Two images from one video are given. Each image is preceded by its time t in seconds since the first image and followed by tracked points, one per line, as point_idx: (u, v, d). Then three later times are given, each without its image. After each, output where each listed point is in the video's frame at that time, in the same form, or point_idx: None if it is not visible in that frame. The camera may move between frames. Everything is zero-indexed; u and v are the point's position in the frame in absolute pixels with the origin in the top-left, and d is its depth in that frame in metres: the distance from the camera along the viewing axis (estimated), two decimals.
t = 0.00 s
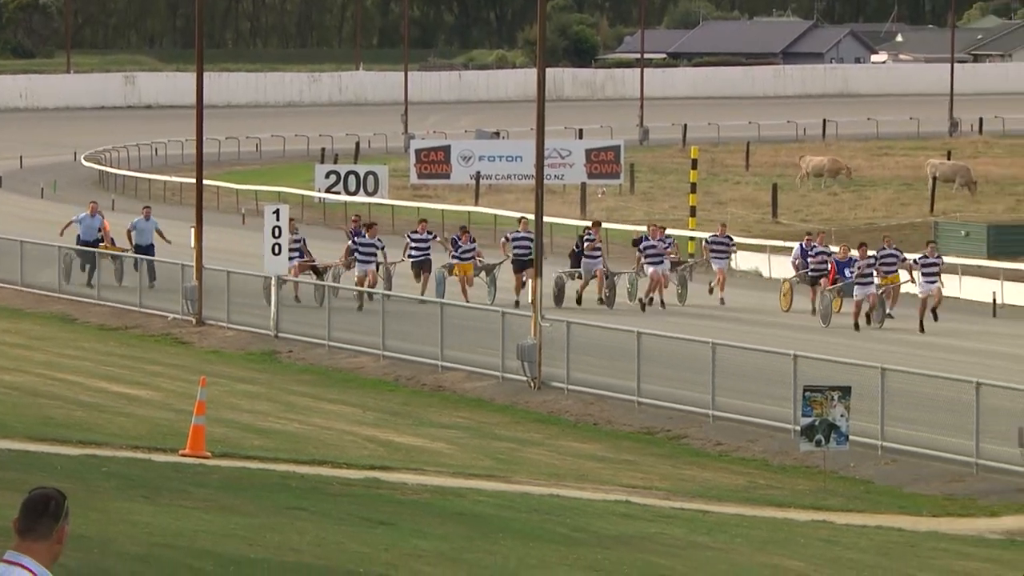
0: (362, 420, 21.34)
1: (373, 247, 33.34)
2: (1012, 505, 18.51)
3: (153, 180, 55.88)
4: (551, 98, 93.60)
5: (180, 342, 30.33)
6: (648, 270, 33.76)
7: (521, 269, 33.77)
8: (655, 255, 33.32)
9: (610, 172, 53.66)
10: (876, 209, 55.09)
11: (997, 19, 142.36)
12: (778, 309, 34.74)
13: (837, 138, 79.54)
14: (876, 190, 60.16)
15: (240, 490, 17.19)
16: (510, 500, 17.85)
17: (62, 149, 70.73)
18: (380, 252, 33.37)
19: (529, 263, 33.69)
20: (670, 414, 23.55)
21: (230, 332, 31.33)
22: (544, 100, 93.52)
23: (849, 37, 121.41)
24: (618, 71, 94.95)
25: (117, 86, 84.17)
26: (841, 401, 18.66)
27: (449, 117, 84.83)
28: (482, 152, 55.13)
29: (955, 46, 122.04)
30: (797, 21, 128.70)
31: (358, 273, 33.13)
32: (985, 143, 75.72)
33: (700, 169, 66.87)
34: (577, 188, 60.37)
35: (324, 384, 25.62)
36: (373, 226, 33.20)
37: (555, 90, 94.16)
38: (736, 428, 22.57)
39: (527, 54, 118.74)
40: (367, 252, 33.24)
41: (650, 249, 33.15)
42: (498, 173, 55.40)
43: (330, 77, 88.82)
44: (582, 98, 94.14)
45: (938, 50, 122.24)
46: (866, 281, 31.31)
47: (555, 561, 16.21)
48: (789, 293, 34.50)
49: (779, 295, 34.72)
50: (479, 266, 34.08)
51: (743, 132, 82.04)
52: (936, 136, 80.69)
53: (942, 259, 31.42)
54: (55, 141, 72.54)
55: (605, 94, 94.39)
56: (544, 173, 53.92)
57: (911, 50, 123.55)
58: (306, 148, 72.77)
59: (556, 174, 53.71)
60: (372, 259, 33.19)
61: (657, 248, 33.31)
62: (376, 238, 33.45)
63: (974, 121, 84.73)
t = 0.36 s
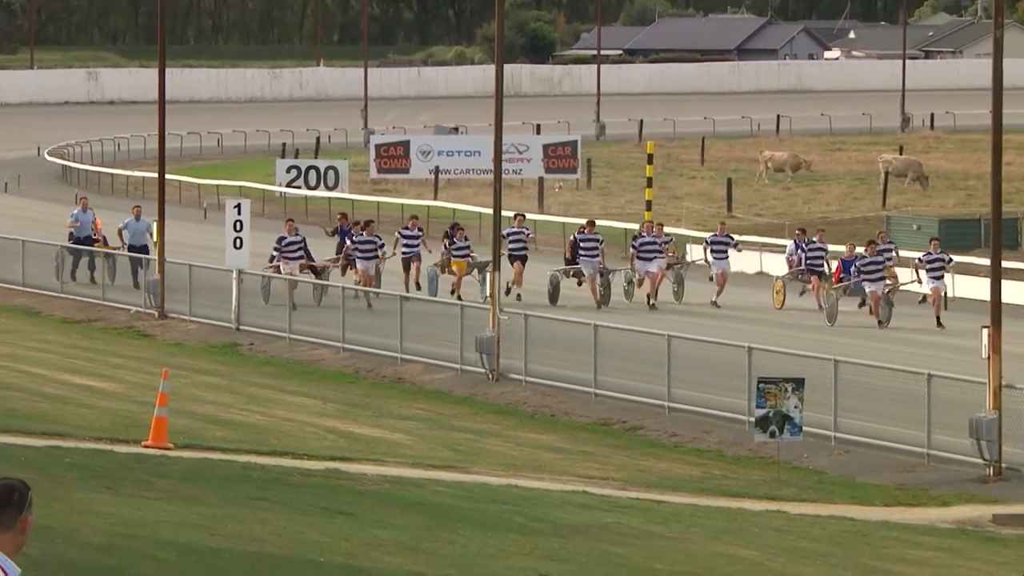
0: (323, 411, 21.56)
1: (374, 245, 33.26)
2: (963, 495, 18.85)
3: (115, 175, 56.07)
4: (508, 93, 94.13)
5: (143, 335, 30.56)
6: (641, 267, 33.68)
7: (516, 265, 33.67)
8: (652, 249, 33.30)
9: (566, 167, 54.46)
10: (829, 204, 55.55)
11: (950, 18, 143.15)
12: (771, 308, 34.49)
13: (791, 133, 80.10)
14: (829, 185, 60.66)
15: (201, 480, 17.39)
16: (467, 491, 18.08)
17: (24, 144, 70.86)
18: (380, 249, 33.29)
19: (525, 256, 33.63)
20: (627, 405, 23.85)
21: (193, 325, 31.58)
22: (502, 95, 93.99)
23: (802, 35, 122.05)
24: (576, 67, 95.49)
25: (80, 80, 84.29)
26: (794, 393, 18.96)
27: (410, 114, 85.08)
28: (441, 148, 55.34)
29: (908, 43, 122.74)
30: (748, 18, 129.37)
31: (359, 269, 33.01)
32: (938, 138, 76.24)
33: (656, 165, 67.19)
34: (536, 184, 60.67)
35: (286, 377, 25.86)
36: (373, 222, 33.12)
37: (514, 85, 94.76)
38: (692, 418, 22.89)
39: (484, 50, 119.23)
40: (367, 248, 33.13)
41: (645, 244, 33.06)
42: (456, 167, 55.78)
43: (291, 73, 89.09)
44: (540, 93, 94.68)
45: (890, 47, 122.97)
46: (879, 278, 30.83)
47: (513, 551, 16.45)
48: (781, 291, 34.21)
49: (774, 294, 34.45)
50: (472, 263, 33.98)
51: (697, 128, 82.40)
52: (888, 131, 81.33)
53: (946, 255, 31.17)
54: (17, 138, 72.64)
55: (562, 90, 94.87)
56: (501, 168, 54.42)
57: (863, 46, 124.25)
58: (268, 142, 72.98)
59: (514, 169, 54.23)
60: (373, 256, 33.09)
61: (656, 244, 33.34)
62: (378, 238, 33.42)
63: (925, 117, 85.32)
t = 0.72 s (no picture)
0: (283, 404, 21.82)
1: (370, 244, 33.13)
2: (911, 484, 19.21)
3: (79, 171, 56.28)
4: (466, 91, 94.59)
5: (105, 329, 30.80)
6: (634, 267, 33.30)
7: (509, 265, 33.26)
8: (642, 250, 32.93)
9: (522, 163, 54.81)
10: (781, 200, 56.03)
11: (898, 18, 144.04)
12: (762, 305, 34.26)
13: (744, 130, 80.72)
14: (780, 181, 61.16)
15: (163, 471, 17.69)
16: (425, 482, 18.38)
17: None
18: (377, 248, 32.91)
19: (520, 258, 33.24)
20: (582, 397, 24.14)
21: (154, 318, 31.83)
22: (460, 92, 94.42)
23: (752, 33, 122.75)
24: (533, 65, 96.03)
25: (43, 78, 84.34)
26: (747, 384, 19.25)
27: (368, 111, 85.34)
28: (398, 146, 55.62)
29: (856, 42, 123.52)
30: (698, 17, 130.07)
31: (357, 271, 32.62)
32: (888, 135, 76.84)
33: (611, 161, 67.56)
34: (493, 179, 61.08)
35: (247, 371, 26.15)
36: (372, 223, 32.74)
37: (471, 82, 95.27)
38: (647, 411, 23.21)
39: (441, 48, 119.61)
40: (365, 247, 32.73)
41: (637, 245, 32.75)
42: (414, 163, 56.05)
43: (252, 71, 89.35)
44: (497, 91, 95.08)
45: (839, 46, 123.75)
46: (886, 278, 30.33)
47: (469, 542, 16.74)
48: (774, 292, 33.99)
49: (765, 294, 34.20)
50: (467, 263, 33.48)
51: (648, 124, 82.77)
52: (838, 127, 81.99)
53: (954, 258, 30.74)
54: None
55: (520, 87, 95.40)
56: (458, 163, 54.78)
57: (812, 45, 124.99)
58: (229, 139, 73.24)
59: (470, 164, 54.57)
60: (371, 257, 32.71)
61: (646, 246, 32.96)
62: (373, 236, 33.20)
63: (874, 114, 85.92)
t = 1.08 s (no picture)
0: (239, 396, 22.13)
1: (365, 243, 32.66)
2: (854, 473, 19.59)
3: (35, 167, 56.50)
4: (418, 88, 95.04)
5: (61, 321, 31.07)
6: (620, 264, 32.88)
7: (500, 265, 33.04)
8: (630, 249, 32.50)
9: (472, 158, 55.15)
10: (729, 195, 56.55)
11: (842, 14, 144.93)
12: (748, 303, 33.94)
13: (691, 126, 81.34)
14: (729, 176, 61.65)
15: (121, 462, 17.96)
16: (377, 472, 18.69)
17: None
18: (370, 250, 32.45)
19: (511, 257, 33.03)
20: (532, 388, 24.50)
21: (110, 311, 32.08)
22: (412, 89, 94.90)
23: (698, 30, 123.38)
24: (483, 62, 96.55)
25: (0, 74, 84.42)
26: (693, 376, 19.60)
27: (324, 106, 85.60)
28: (351, 141, 56.03)
29: (801, 40, 124.24)
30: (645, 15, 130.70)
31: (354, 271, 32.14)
32: (832, 131, 77.48)
33: (560, 156, 67.94)
34: (445, 175, 61.53)
35: (202, 364, 26.46)
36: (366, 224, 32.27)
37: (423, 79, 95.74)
38: (596, 401, 23.56)
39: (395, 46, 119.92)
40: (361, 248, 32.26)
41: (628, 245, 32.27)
42: (367, 159, 56.31)
43: (206, 67, 89.68)
44: (449, 87, 95.63)
45: (784, 43, 124.45)
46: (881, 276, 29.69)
47: (421, 530, 17.06)
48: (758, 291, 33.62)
49: (752, 291, 34.02)
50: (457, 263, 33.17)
51: (597, 120, 83.20)
52: (784, 123, 82.60)
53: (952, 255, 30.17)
54: None
55: (471, 84, 95.90)
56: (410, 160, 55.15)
57: (758, 42, 125.67)
58: (184, 135, 73.53)
59: (421, 161, 54.88)
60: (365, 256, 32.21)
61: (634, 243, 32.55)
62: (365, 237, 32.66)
63: (819, 111, 86.55)
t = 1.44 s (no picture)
0: (197, 389, 22.43)
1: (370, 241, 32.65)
2: (802, 463, 19.98)
3: None
4: (373, 85, 95.38)
5: (21, 315, 31.34)
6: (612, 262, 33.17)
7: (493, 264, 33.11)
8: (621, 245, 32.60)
9: (426, 155, 56.27)
10: (679, 189, 57.21)
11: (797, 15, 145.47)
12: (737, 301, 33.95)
13: (642, 122, 81.87)
14: (678, 171, 62.26)
15: (81, 453, 18.26)
16: (335, 463, 19.00)
17: None
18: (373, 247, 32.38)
19: (502, 252, 33.17)
20: (485, 380, 24.88)
21: (70, 306, 32.37)
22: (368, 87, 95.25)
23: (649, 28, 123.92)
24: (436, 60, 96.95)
25: None
26: (645, 369, 19.96)
27: (281, 104, 85.85)
28: (307, 137, 56.85)
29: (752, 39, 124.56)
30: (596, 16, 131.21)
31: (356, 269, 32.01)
32: (780, 127, 78.07)
33: (513, 153, 68.32)
34: (401, 171, 61.92)
35: (161, 356, 26.75)
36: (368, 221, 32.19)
37: (378, 77, 96.11)
38: (547, 392, 23.95)
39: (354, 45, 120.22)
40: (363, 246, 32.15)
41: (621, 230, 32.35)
42: (322, 155, 57.27)
43: (164, 64, 89.89)
44: (403, 85, 96.06)
45: (734, 41, 124.90)
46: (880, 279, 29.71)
47: (377, 520, 17.37)
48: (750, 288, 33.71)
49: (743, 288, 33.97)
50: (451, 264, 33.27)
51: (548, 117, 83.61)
52: (732, 120, 83.19)
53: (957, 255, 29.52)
54: None
55: (425, 81, 96.32)
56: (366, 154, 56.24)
57: (708, 39, 126.33)
58: (142, 131, 73.73)
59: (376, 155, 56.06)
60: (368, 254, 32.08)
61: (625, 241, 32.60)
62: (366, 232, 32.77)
63: (766, 108, 87.04)
